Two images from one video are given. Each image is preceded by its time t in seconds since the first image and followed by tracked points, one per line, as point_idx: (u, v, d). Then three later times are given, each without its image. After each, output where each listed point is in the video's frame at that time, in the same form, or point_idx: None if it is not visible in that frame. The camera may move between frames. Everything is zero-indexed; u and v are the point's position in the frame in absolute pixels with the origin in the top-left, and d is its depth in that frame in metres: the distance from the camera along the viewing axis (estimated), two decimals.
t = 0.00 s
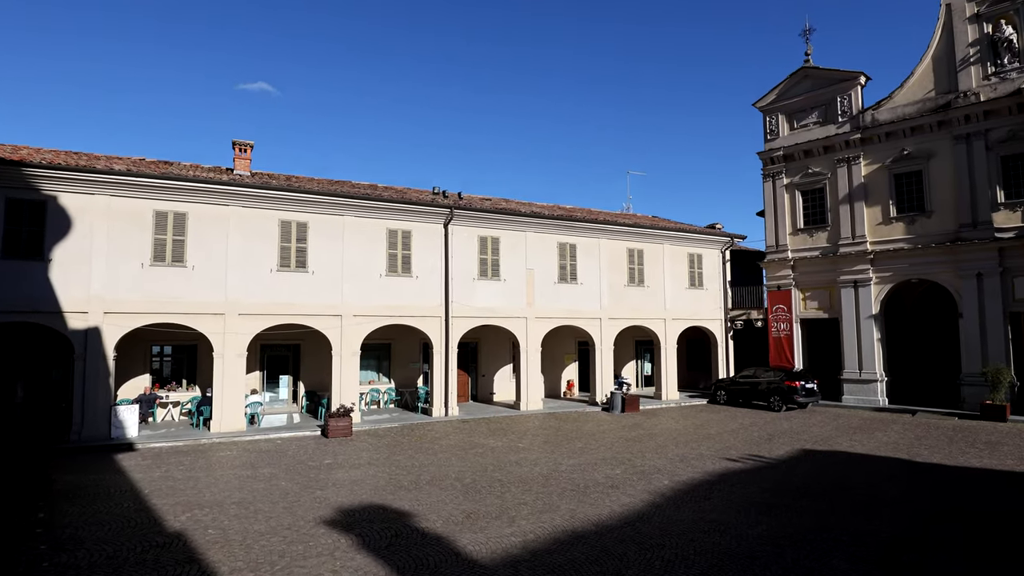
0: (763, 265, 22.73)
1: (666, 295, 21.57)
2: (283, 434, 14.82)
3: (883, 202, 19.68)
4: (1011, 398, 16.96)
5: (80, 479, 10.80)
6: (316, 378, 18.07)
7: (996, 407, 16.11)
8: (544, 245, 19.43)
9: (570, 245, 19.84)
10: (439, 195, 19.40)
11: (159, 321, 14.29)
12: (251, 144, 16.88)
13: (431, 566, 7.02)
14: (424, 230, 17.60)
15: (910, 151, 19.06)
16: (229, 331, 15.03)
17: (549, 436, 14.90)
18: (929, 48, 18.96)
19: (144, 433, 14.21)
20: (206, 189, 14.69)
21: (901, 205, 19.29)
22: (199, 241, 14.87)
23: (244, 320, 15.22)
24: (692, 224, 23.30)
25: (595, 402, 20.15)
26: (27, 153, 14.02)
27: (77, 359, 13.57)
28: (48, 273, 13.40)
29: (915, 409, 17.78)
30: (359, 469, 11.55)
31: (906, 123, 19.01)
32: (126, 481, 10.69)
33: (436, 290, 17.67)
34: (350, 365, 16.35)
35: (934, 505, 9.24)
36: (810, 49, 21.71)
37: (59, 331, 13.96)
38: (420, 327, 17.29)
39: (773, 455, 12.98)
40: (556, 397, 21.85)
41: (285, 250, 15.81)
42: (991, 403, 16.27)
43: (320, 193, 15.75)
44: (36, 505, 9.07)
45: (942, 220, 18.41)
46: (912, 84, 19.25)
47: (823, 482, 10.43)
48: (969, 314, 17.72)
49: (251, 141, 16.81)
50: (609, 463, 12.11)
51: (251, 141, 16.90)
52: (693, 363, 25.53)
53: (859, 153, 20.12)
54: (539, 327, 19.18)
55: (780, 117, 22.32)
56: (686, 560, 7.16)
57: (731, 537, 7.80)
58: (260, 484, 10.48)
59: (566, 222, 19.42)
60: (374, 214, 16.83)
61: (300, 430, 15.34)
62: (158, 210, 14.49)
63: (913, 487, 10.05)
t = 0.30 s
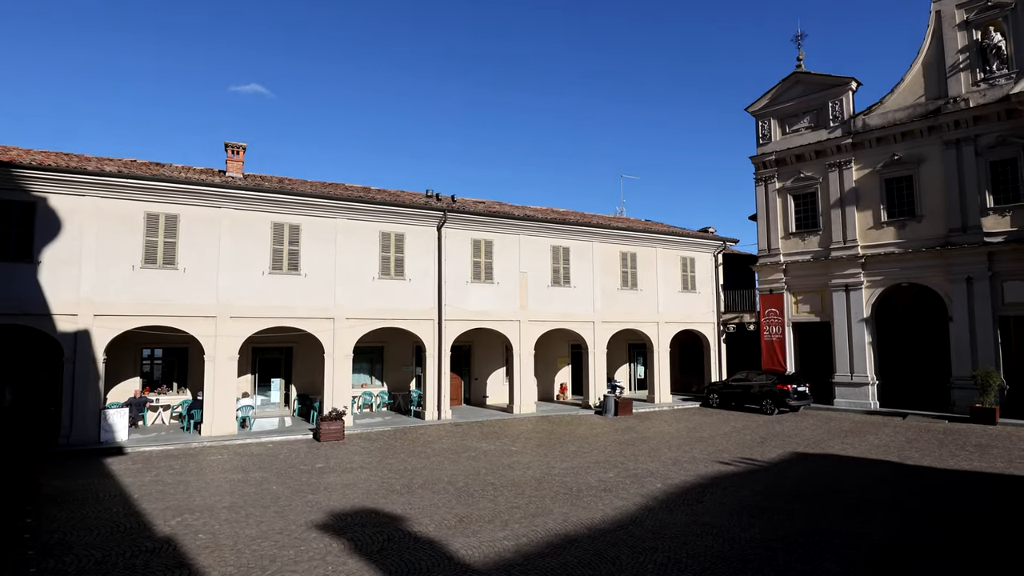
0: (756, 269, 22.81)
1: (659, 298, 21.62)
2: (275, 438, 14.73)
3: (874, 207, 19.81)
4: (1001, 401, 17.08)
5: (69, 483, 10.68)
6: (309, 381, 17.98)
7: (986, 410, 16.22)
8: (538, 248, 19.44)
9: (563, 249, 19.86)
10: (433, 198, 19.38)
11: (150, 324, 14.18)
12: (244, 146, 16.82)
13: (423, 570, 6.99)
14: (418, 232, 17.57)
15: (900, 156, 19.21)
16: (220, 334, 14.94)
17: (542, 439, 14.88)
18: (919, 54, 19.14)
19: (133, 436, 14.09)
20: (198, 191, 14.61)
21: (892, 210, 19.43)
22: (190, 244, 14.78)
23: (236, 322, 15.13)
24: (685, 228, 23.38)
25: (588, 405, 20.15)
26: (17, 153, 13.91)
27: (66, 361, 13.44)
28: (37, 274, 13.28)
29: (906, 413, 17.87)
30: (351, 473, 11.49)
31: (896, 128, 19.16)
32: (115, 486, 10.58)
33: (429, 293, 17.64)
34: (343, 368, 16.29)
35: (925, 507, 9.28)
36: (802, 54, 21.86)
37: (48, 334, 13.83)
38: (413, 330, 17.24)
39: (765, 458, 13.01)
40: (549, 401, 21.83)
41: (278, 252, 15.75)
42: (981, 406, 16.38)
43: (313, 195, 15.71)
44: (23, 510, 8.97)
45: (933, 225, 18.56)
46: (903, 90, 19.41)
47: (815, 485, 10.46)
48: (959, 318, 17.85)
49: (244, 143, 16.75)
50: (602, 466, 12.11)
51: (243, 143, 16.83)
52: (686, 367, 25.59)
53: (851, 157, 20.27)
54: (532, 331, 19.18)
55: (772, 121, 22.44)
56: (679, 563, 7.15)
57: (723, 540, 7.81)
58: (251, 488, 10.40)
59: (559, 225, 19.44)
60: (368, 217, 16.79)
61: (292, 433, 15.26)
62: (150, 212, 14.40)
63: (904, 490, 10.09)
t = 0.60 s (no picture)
0: (748, 273, 22.89)
1: (652, 302, 21.67)
2: (267, 441, 14.67)
3: (866, 211, 19.95)
4: (991, 404, 17.20)
5: (57, 487, 10.57)
6: (300, 385, 17.90)
7: (976, 414, 16.33)
8: (531, 251, 19.45)
9: (557, 252, 19.88)
10: (426, 201, 19.36)
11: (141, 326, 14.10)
12: (237, 148, 16.76)
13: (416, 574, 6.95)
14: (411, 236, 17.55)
15: (891, 160, 19.35)
16: (212, 337, 14.86)
17: (535, 443, 14.86)
18: (909, 60, 19.31)
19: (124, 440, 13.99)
20: (191, 193, 14.55)
21: (883, 214, 19.57)
22: (182, 246, 14.71)
23: (228, 325, 15.05)
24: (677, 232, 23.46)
25: (582, 408, 20.15)
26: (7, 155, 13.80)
27: (56, 364, 13.34)
28: (26, 276, 13.16)
29: (898, 416, 17.98)
30: (344, 477, 11.43)
31: (887, 133, 19.33)
32: (105, 490, 10.49)
33: (422, 296, 17.61)
34: (335, 371, 16.23)
35: (917, 510, 9.30)
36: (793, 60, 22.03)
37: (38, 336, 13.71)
38: (406, 334, 17.20)
39: (758, 461, 13.03)
40: (543, 404, 21.82)
41: (270, 255, 15.69)
42: (972, 410, 16.49)
43: (307, 198, 15.67)
44: (11, 515, 8.87)
45: (923, 229, 18.70)
46: (893, 95, 19.57)
47: (807, 488, 10.49)
48: (949, 322, 17.97)
49: (236, 146, 16.69)
50: (594, 469, 12.10)
51: (236, 146, 16.77)
52: (679, 370, 25.64)
53: (842, 162, 20.40)
54: (526, 334, 19.16)
55: (765, 126, 22.57)
56: (672, 566, 7.15)
57: (716, 544, 7.82)
58: (242, 493, 10.33)
59: (553, 228, 19.47)
60: (361, 220, 16.77)
61: (283, 437, 15.18)
62: (141, 214, 14.31)
63: (895, 493, 10.13)
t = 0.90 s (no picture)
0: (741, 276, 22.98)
1: (645, 305, 21.71)
2: (259, 445, 14.59)
3: (857, 215, 20.08)
4: (981, 408, 17.32)
5: (45, 491, 10.46)
6: (292, 388, 17.81)
7: (967, 417, 16.44)
8: (524, 255, 19.46)
9: (550, 255, 19.90)
10: (419, 204, 19.35)
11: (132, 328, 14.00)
12: (229, 150, 16.70)
13: None
14: (404, 239, 17.53)
15: (882, 165, 19.51)
16: (204, 339, 14.78)
17: (528, 447, 14.83)
18: (900, 66, 19.48)
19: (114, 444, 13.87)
20: (183, 195, 14.48)
21: (874, 218, 19.71)
22: (174, 248, 14.63)
23: (220, 328, 14.98)
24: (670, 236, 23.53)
25: (575, 412, 20.15)
26: None
27: (46, 368, 13.24)
28: (15, 278, 13.05)
29: (889, 420, 18.07)
30: (335, 480, 11.38)
31: (878, 138, 19.49)
32: (94, 494, 10.39)
33: (415, 299, 17.58)
34: (328, 375, 16.17)
35: (909, 513, 9.33)
36: (785, 65, 22.20)
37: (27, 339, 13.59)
38: (399, 337, 17.17)
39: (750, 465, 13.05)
40: (535, 408, 21.80)
41: (262, 257, 15.62)
42: (963, 413, 16.59)
43: (300, 200, 15.63)
44: None
45: (914, 233, 18.84)
46: (884, 101, 19.75)
47: (800, 492, 10.51)
48: (940, 326, 18.11)
49: (229, 148, 16.63)
50: (586, 473, 12.10)
51: (229, 148, 16.71)
52: (672, 374, 25.69)
53: (834, 166, 20.54)
54: (519, 337, 19.16)
55: (757, 130, 22.70)
56: (665, 570, 7.13)
57: (709, 547, 7.82)
58: (233, 497, 10.26)
59: (546, 232, 19.50)
60: (354, 223, 16.74)
61: (275, 440, 15.10)
62: (133, 216, 14.22)
63: (887, 496, 10.16)
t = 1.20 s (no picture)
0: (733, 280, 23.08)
1: (638, 308, 21.77)
2: (250, 448, 14.50)
3: (849, 219, 20.21)
4: (972, 411, 17.43)
5: (33, 495, 10.35)
6: (284, 391, 17.73)
7: (958, 420, 16.54)
8: (517, 258, 19.47)
9: (543, 259, 19.93)
10: (413, 207, 19.34)
11: (122, 331, 13.90)
12: (222, 152, 16.64)
13: None
14: (397, 242, 17.52)
15: (874, 169, 19.65)
16: (195, 342, 14.70)
17: (521, 450, 14.81)
18: (891, 71, 19.65)
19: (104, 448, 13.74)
20: (175, 197, 14.41)
21: (866, 222, 19.84)
22: (166, 251, 14.56)
23: (212, 331, 14.91)
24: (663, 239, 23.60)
25: (568, 415, 20.15)
26: None
27: (35, 371, 13.13)
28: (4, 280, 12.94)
29: (881, 423, 18.16)
30: (327, 485, 11.32)
31: (869, 143, 19.63)
32: (83, 498, 10.28)
33: (408, 302, 17.55)
34: (320, 378, 16.11)
35: (902, 516, 9.34)
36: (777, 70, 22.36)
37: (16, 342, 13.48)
38: (392, 340, 17.13)
39: (742, 468, 13.07)
40: (528, 411, 21.81)
41: (255, 260, 15.56)
42: (954, 416, 16.70)
43: (293, 203, 15.59)
44: None
45: (905, 238, 18.99)
46: (875, 106, 19.91)
47: (792, 496, 10.54)
48: (931, 330, 18.24)
49: (222, 150, 16.57)
50: (578, 477, 12.08)
51: (221, 150, 16.64)
52: (664, 378, 25.75)
53: (825, 170, 20.67)
54: (512, 341, 19.15)
55: (750, 135, 22.81)
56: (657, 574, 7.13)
57: (701, 551, 7.82)
58: (224, 501, 10.19)
59: (539, 235, 19.52)
60: (347, 226, 16.71)
61: (267, 444, 15.02)
62: (124, 218, 14.13)
63: (878, 500, 10.20)
